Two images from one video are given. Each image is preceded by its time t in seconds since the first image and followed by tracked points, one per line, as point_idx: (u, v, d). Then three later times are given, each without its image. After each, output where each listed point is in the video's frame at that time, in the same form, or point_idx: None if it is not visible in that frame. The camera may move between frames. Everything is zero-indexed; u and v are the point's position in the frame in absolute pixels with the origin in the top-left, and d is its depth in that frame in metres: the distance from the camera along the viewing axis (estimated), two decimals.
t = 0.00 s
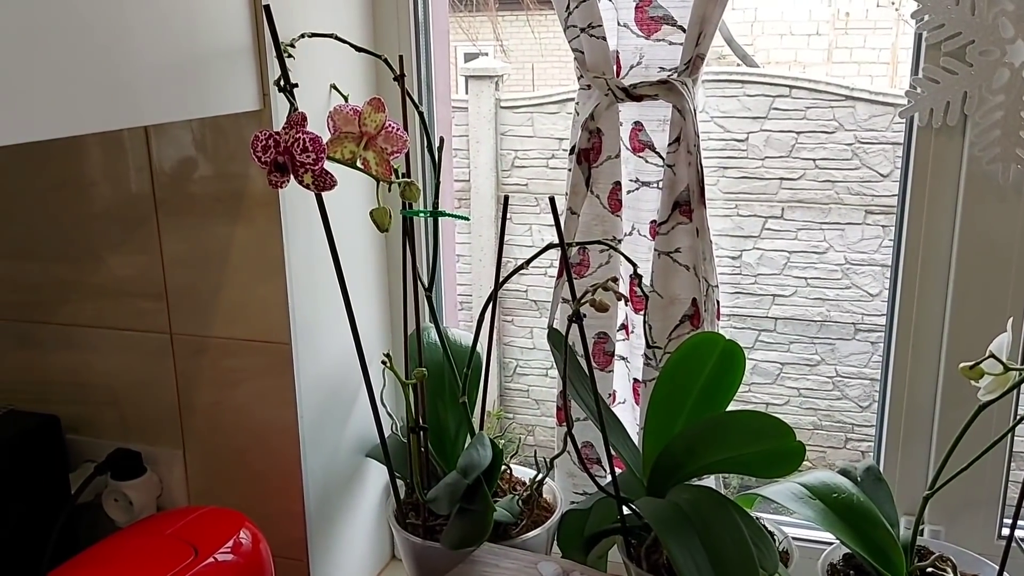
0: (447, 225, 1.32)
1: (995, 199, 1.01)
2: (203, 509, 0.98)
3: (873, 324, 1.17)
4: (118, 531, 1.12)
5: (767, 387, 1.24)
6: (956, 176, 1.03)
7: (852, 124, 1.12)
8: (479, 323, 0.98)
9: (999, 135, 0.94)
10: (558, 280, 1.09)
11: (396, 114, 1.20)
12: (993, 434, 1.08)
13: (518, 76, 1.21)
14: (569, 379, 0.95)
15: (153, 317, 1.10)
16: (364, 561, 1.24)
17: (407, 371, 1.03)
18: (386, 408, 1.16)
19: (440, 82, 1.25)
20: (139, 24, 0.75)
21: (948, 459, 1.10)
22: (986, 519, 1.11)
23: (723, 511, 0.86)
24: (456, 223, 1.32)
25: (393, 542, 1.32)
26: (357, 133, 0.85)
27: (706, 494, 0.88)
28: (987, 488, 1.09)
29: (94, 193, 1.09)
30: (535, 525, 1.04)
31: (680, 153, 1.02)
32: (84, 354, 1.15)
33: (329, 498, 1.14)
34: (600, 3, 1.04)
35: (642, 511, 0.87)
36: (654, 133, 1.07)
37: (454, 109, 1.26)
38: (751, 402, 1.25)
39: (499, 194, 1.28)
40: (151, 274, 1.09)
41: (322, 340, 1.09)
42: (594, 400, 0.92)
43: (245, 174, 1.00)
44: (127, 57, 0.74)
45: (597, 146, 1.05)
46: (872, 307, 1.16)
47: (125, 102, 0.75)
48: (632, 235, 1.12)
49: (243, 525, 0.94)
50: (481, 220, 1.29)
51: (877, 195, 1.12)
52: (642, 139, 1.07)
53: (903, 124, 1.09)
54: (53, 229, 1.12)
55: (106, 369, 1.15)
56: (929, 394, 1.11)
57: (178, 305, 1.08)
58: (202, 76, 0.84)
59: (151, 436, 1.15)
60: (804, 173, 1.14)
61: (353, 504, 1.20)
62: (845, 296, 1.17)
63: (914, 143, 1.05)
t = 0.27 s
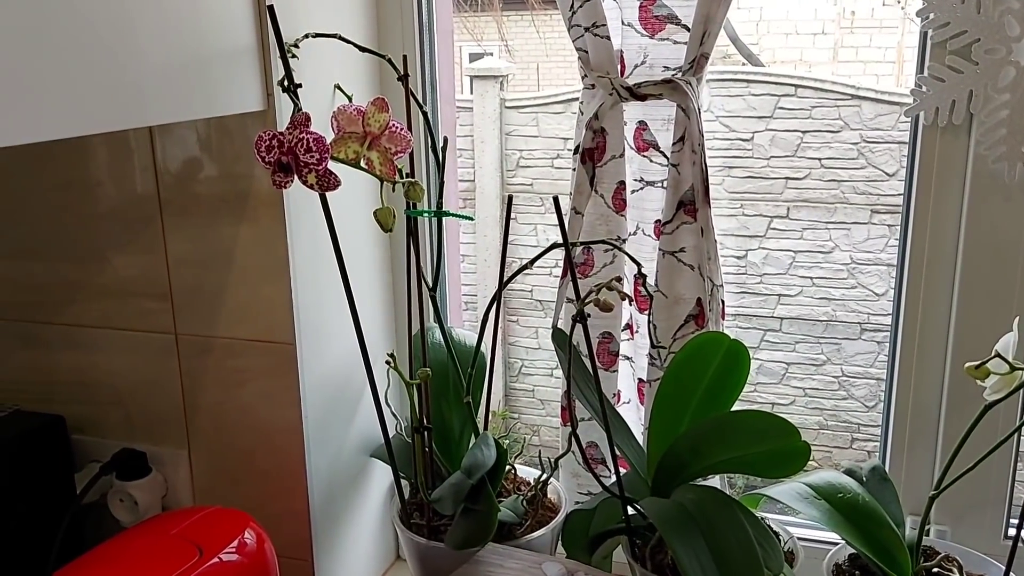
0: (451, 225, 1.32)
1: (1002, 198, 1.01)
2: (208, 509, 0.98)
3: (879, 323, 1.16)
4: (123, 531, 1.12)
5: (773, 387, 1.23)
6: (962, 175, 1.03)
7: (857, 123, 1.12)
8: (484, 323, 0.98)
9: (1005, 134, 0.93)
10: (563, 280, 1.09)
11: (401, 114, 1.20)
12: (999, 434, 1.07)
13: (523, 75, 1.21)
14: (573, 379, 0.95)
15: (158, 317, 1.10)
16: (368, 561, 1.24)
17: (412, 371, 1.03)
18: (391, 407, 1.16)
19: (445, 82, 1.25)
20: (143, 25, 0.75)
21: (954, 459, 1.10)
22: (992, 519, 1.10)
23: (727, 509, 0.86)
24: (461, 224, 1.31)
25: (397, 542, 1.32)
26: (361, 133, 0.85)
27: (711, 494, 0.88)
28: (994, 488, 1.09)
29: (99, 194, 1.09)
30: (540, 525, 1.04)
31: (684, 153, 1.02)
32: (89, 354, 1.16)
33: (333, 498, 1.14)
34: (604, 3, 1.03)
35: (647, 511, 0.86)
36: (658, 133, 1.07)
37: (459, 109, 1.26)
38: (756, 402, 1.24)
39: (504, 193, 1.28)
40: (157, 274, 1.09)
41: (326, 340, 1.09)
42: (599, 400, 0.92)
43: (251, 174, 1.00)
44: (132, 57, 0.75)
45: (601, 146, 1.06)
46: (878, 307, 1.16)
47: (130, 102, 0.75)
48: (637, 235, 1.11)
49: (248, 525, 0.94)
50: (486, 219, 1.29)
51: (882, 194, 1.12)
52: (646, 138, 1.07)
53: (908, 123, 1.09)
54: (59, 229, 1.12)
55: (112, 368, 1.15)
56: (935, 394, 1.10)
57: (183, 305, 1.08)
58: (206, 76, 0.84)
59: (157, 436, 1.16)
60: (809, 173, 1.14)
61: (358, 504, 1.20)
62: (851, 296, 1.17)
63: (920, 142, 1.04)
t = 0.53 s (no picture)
0: (455, 226, 1.32)
1: (1006, 198, 1.01)
2: (212, 511, 0.98)
3: (883, 324, 1.16)
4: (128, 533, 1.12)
5: (777, 388, 1.23)
6: (966, 175, 1.02)
7: (861, 123, 1.11)
8: (487, 323, 0.98)
9: (1009, 133, 0.96)
10: (566, 281, 1.09)
11: (404, 115, 1.20)
12: (1004, 434, 1.07)
13: (526, 76, 1.20)
14: (577, 380, 0.95)
15: (162, 319, 1.10)
16: (372, 562, 1.24)
17: (415, 372, 1.03)
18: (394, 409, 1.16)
19: (448, 83, 1.25)
20: (147, 26, 0.75)
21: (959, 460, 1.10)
22: (997, 520, 1.10)
23: (733, 513, 0.86)
24: (464, 225, 1.31)
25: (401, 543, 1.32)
26: (364, 134, 0.85)
27: (715, 496, 0.88)
28: (999, 488, 1.08)
29: (103, 196, 1.09)
30: (544, 526, 1.04)
31: (687, 153, 1.02)
32: (93, 355, 1.16)
33: (337, 499, 1.14)
34: (607, 3, 1.03)
35: (651, 512, 0.86)
36: (661, 133, 1.07)
37: (462, 110, 1.26)
38: (760, 402, 1.24)
39: (507, 194, 1.28)
40: (161, 276, 1.09)
41: (330, 341, 1.09)
42: (603, 401, 0.92)
43: (254, 175, 1.00)
44: (135, 59, 0.75)
45: (604, 146, 1.06)
46: (882, 307, 1.16)
47: (134, 103, 0.75)
48: (640, 236, 1.11)
49: (252, 527, 0.94)
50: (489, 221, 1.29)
51: (886, 194, 1.12)
52: (650, 139, 1.07)
53: (913, 122, 1.08)
54: (63, 231, 1.13)
55: (116, 370, 1.15)
56: (940, 394, 1.10)
57: (187, 307, 1.08)
58: (210, 77, 0.84)
59: (160, 438, 1.16)
60: (812, 173, 1.14)
61: (362, 505, 1.20)
62: (855, 296, 1.17)
63: (924, 142, 1.04)
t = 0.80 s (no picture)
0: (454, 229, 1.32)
1: (1006, 199, 1.01)
2: (212, 515, 0.98)
3: (884, 325, 1.16)
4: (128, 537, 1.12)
5: (778, 390, 1.23)
6: (966, 176, 1.02)
7: (860, 124, 1.11)
8: (488, 326, 0.98)
9: (1009, 135, 0.96)
10: (566, 283, 1.08)
11: (403, 118, 1.20)
12: (1005, 435, 1.07)
13: (526, 78, 1.20)
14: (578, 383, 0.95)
15: (162, 323, 1.10)
16: (372, 565, 1.24)
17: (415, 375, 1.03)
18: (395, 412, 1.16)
19: (448, 86, 1.25)
20: (145, 30, 0.75)
21: (960, 462, 1.10)
22: (999, 522, 1.10)
23: (736, 518, 0.85)
24: (464, 228, 1.31)
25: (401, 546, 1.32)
26: (364, 137, 0.85)
27: (717, 498, 0.88)
28: (1000, 490, 1.08)
29: (103, 200, 1.09)
30: (544, 529, 1.04)
31: (687, 155, 1.02)
32: (93, 360, 1.16)
33: (337, 503, 1.14)
34: (606, 6, 1.03)
35: (652, 515, 0.86)
36: (661, 136, 1.06)
37: (461, 113, 1.26)
38: (761, 404, 1.24)
39: (507, 197, 1.28)
40: (161, 280, 1.09)
41: (330, 344, 1.09)
42: (603, 404, 0.92)
43: (254, 179, 1.00)
44: (135, 63, 0.75)
45: (604, 148, 1.06)
46: (883, 309, 1.16)
47: (134, 107, 0.75)
48: (640, 238, 1.11)
49: (252, 531, 0.94)
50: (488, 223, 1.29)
51: (886, 196, 1.12)
52: (650, 141, 1.07)
53: (912, 124, 1.08)
54: (63, 235, 1.13)
55: (116, 375, 1.15)
56: (941, 396, 1.10)
57: (187, 311, 1.08)
58: (209, 81, 0.84)
59: (161, 442, 1.15)
60: (812, 175, 1.13)
61: (362, 509, 1.19)
62: (855, 297, 1.17)
63: (924, 144, 1.04)
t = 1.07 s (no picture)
0: (455, 229, 1.32)
1: (1008, 199, 1.00)
2: (213, 517, 0.98)
3: (885, 325, 1.16)
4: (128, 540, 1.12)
5: (779, 390, 1.22)
6: (967, 176, 1.02)
7: (861, 124, 1.11)
8: (487, 327, 0.97)
9: (1010, 134, 0.96)
10: (567, 284, 1.08)
11: (403, 119, 1.20)
12: (1007, 436, 1.06)
13: (526, 79, 1.20)
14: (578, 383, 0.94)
15: (162, 324, 1.10)
16: (373, 567, 1.24)
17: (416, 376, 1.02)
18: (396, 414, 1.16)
19: (448, 86, 1.25)
20: (144, 32, 0.75)
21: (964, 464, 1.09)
22: (1002, 522, 1.09)
23: (738, 520, 0.85)
24: (465, 228, 1.31)
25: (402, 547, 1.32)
26: (363, 138, 0.85)
27: (718, 499, 0.88)
28: (1003, 490, 1.08)
29: (102, 202, 1.09)
30: (545, 531, 1.04)
31: (688, 155, 1.02)
32: (93, 362, 1.15)
33: (338, 504, 1.13)
34: (606, 6, 1.03)
35: (653, 516, 0.86)
36: (661, 136, 1.06)
37: (462, 114, 1.25)
38: (763, 404, 1.24)
39: (508, 197, 1.27)
40: (160, 282, 1.09)
41: (330, 345, 1.09)
42: (604, 405, 0.91)
43: (254, 180, 1.00)
44: (134, 63, 0.74)
45: (605, 148, 1.05)
46: (884, 308, 1.15)
47: (133, 108, 0.75)
48: (641, 239, 1.11)
49: (252, 533, 0.94)
50: (489, 224, 1.29)
51: (887, 195, 1.11)
52: (650, 141, 1.06)
53: (913, 123, 1.08)
54: (64, 237, 1.12)
55: (116, 377, 1.15)
56: (942, 397, 1.10)
57: (187, 313, 1.08)
58: (209, 82, 0.84)
59: (161, 444, 1.15)
60: (813, 174, 1.13)
61: (363, 510, 1.19)
62: (857, 297, 1.16)
63: (925, 143, 1.04)
